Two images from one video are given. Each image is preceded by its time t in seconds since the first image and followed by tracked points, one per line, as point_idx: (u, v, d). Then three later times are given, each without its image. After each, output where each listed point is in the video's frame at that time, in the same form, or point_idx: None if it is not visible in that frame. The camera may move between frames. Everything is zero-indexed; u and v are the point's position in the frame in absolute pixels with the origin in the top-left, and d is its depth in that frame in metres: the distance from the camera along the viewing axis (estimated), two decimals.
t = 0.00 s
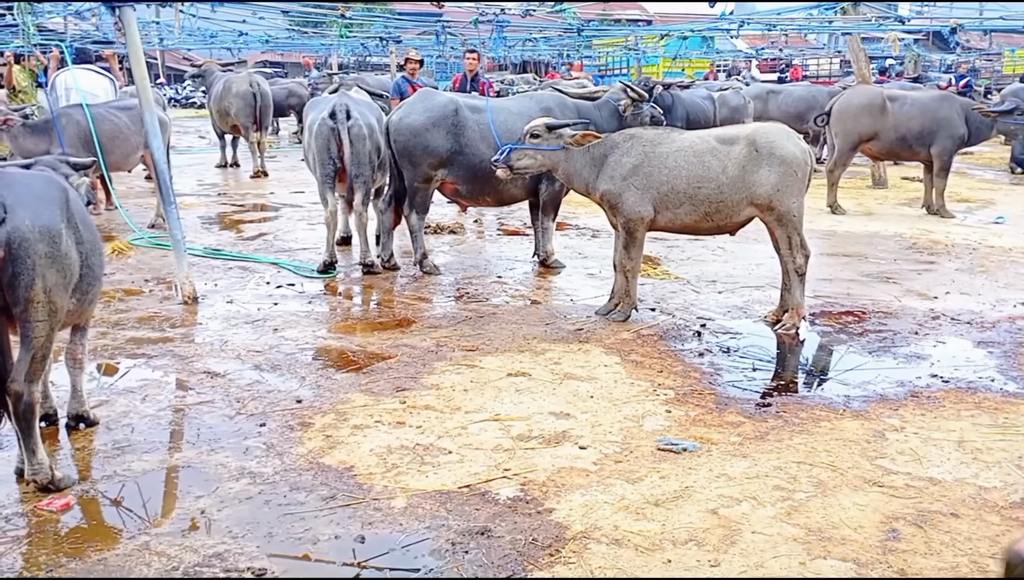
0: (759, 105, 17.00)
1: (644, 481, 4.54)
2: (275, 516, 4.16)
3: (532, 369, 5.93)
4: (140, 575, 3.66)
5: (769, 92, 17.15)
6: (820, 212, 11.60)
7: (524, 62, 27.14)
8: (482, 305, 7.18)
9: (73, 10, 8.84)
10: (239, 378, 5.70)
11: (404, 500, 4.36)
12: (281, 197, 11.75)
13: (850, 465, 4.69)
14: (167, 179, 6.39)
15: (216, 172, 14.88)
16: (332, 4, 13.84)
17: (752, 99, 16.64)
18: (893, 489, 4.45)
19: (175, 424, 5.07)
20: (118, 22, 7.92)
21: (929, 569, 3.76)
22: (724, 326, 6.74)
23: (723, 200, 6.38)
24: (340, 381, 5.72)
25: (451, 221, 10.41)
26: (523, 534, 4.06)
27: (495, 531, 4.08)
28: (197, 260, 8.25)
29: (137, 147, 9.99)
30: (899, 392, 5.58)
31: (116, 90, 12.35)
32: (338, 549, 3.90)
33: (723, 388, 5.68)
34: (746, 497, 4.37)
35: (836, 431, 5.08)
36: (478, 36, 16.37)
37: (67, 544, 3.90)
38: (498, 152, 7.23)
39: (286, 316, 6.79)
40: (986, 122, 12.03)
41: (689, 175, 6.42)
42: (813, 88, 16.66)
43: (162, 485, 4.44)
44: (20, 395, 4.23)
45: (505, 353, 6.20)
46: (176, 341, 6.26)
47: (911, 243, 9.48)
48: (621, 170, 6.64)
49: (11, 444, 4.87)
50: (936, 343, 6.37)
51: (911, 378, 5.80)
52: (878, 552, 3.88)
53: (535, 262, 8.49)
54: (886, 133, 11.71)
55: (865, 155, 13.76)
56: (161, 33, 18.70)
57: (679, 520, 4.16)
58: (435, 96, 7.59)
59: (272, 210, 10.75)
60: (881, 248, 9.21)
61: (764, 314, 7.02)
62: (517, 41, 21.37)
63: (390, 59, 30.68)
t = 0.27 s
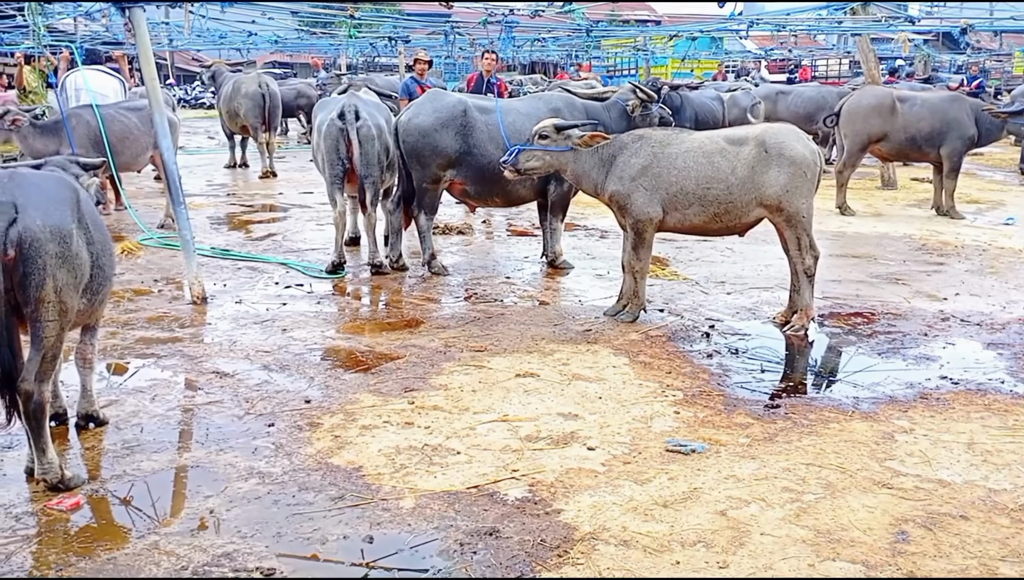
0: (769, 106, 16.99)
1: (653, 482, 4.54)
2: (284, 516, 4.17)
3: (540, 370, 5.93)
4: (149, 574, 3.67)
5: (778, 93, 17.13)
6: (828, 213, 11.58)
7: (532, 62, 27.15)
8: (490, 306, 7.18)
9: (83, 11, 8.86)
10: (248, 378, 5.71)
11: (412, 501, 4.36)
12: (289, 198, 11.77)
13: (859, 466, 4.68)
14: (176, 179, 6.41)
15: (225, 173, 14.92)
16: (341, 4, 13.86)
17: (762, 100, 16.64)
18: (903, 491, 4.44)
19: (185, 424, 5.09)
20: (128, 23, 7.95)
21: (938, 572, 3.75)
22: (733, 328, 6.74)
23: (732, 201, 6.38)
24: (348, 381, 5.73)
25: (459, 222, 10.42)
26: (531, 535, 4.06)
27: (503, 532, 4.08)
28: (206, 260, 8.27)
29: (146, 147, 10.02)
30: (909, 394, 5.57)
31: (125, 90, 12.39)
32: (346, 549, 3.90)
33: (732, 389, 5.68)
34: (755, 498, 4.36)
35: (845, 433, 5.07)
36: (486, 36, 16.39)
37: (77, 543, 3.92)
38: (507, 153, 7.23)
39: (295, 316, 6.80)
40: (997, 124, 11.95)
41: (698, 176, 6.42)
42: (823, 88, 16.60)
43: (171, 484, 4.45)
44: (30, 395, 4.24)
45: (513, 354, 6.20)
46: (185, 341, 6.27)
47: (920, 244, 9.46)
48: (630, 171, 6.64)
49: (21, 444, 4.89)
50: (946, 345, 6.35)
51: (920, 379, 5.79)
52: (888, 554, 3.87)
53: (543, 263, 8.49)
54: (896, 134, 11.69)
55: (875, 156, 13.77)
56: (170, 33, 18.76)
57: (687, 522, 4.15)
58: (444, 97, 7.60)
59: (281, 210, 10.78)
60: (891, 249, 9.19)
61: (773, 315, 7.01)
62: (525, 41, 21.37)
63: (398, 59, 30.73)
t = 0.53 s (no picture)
0: (777, 106, 16.98)
1: (661, 483, 4.54)
2: (293, 516, 4.18)
3: (548, 371, 5.94)
4: (158, 574, 3.68)
5: (787, 94, 17.11)
6: (836, 214, 11.56)
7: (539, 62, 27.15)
8: (498, 307, 7.19)
9: (93, 13, 8.90)
10: (256, 379, 5.73)
11: (420, 501, 4.36)
12: (297, 198, 11.80)
13: (868, 468, 4.67)
14: (185, 180, 6.43)
15: (233, 173, 14.95)
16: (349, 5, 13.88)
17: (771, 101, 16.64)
18: (911, 493, 4.42)
19: (193, 424, 5.10)
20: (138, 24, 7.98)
21: (948, 574, 3.74)
22: (741, 329, 6.73)
23: (741, 202, 6.37)
24: (356, 382, 5.73)
25: (467, 223, 10.43)
26: (539, 536, 4.06)
27: (511, 533, 4.08)
28: (214, 261, 8.29)
29: (155, 148, 10.05)
30: (918, 396, 5.55)
31: (134, 91, 12.44)
32: (354, 549, 3.91)
33: (740, 390, 5.67)
34: (763, 499, 4.36)
35: (854, 434, 5.06)
36: (494, 37, 16.39)
37: (86, 543, 3.93)
38: (515, 154, 7.23)
39: (304, 317, 6.82)
40: (1006, 125, 11.89)
41: (706, 177, 6.41)
42: (832, 89, 16.57)
43: (180, 484, 4.46)
44: (39, 394, 4.23)
45: (521, 355, 6.21)
46: (194, 341, 6.29)
47: (929, 245, 9.43)
48: (638, 172, 6.64)
49: (31, 443, 4.91)
50: (955, 346, 6.34)
51: (930, 381, 5.77)
52: (896, 556, 3.86)
53: (551, 264, 8.49)
54: (904, 135, 11.65)
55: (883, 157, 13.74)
56: (179, 35, 18.82)
57: (695, 523, 4.15)
58: (452, 98, 7.60)
59: (289, 211, 10.80)
60: (899, 250, 9.17)
61: (781, 317, 7.00)
62: (532, 42, 21.39)
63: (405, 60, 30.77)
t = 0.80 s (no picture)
0: (785, 107, 16.95)
1: (668, 484, 4.53)
2: (301, 517, 4.19)
3: (555, 371, 5.94)
4: (166, 574, 3.69)
5: (795, 95, 17.09)
6: (844, 214, 11.53)
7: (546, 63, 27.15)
8: (506, 308, 7.19)
9: (102, 13, 8.92)
10: (264, 379, 5.74)
11: (427, 502, 4.37)
12: (305, 199, 11.82)
13: (876, 470, 4.66)
14: (193, 180, 6.45)
15: (241, 173, 14.99)
16: (357, 6, 13.90)
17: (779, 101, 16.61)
18: (920, 495, 4.41)
19: (201, 424, 5.11)
20: (147, 25, 8.01)
21: (956, 576, 3.73)
22: (749, 330, 6.72)
23: (748, 203, 6.36)
24: (364, 382, 5.74)
25: (474, 223, 10.44)
26: (546, 536, 4.06)
27: (518, 534, 4.08)
28: (222, 261, 8.31)
29: (164, 148, 10.08)
30: (926, 398, 5.54)
31: (143, 91, 12.49)
32: (362, 550, 3.92)
33: (748, 391, 5.66)
34: (770, 501, 4.35)
35: (862, 436, 5.05)
36: (502, 37, 16.40)
37: (94, 542, 3.94)
38: (522, 155, 7.23)
39: (311, 317, 6.83)
40: (1015, 126, 11.85)
41: (714, 178, 6.41)
42: (840, 91, 16.58)
43: (187, 484, 4.47)
44: (49, 395, 4.24)
45: (528, 355, 6.21)
46: (202, 341, 6.31)
47: (938, 246, 9.40)
48: (645, 172, 6.63)
49: (40, 443, 4.93)
50: (964, 348, 6.32)
51: (938, 383, 5.76)
52: (904, 558, 3.85)
53: (558, 264, 8.49)
54: (913, 135, 11.62)
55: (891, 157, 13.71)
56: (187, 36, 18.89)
57: (702, 524, 4.14)
58: (459, 98, 7.61)
59: (296, 212, 10.81)
60: (908, 251, 9.14)
61: (789, 318, 6.99)
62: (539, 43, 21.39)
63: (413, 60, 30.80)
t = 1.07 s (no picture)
0: (793, 107, 16.92)
1: (675, 485, 4.53)
2: (308, 516, 4.20)
3: (561, 372, 5.93)
4: (174, 573, 3.71)
5: (803, 95, 17.05)
6: (851, 214, 11.51)
7: (553, 63, 27.14)
8: (512, 308, 7.19)
9: (111, 14, 8.94)
10: (272, 379, 5.75)
11: (434, 502, 4.37)
12: (312, 199, 11.85)
13: (884, 471, 4.65)
14: (201, 181, 6.46)
15: (248, 174, 15.03)
16: (364, 6, 13.91)
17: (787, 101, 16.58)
18: (928, 497, 4.40)
19: (209, 424, 5.12)
20: (155, 26, 8.03)
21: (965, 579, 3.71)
22: (756, 331, 6.71)
23: (756, 204, 6.35)
24: (371, 383, 5.75)
25: (481, 224, 10.44)
26: (553, 537, 4.06)
27: (525, 534, 4.08)
28: (230, 261, 8.33)
29: (172, 149, 10.11)
30: (934, 399, 5.52)
31: (151, 92, 12.53)
32: (369, 549, 3.93)
33: (755, 392, 5.65)
34: (778, 502, 4.34)
35: (870, 437, 5.03)
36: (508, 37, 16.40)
37: (103, 541, 3.96)
38: (528, 156, 7.23)
39: (318, 317, 6.84)
40: None
41: (722, 178, 6.40)
42: (848, 91, 16.51)
43: (195, 483, 4.49)
44: (58, 394, 4.26)
45: (535, 356, 6.21)
46: (209, 341, 6.33)
47: (946, 247, 9.37)
48: (653, 173, 6.62)
49: (49, 442, 4.95)
50: (972, 349, 6.29)
51: (946, 384, 5.73)
52: (912, 560, 3.84)
53: (565, 265, 8.49)
54: (921, 135, 11.58)
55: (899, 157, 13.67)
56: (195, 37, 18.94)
57: (709, 525, 4.14)
58: (467, 99, 7.61)
59: (303, 212, 10.83)
60: (916, 252, 9.11)
61: (797, 319, 6.97)
62: (546, 43, 21.37)
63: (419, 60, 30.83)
